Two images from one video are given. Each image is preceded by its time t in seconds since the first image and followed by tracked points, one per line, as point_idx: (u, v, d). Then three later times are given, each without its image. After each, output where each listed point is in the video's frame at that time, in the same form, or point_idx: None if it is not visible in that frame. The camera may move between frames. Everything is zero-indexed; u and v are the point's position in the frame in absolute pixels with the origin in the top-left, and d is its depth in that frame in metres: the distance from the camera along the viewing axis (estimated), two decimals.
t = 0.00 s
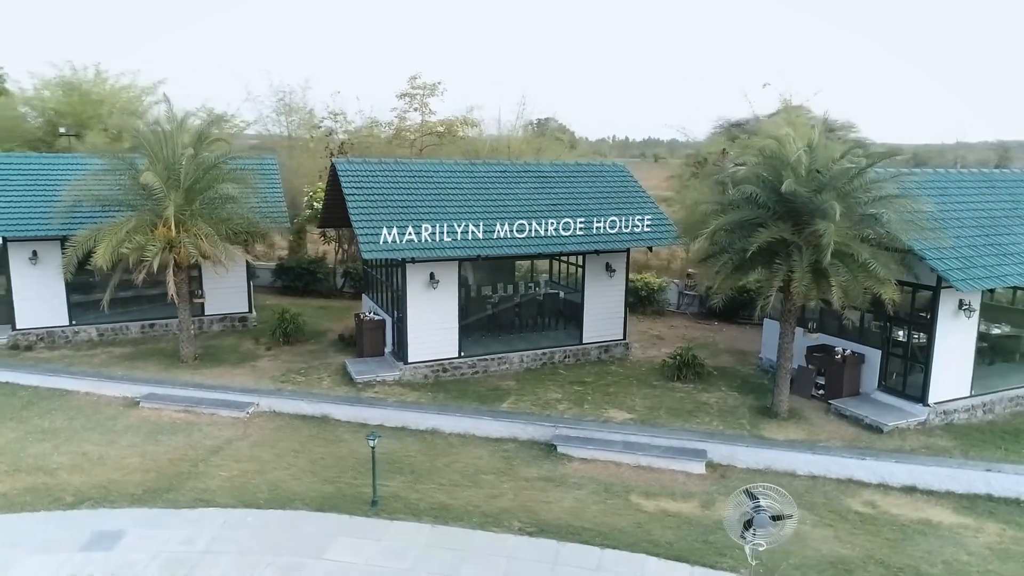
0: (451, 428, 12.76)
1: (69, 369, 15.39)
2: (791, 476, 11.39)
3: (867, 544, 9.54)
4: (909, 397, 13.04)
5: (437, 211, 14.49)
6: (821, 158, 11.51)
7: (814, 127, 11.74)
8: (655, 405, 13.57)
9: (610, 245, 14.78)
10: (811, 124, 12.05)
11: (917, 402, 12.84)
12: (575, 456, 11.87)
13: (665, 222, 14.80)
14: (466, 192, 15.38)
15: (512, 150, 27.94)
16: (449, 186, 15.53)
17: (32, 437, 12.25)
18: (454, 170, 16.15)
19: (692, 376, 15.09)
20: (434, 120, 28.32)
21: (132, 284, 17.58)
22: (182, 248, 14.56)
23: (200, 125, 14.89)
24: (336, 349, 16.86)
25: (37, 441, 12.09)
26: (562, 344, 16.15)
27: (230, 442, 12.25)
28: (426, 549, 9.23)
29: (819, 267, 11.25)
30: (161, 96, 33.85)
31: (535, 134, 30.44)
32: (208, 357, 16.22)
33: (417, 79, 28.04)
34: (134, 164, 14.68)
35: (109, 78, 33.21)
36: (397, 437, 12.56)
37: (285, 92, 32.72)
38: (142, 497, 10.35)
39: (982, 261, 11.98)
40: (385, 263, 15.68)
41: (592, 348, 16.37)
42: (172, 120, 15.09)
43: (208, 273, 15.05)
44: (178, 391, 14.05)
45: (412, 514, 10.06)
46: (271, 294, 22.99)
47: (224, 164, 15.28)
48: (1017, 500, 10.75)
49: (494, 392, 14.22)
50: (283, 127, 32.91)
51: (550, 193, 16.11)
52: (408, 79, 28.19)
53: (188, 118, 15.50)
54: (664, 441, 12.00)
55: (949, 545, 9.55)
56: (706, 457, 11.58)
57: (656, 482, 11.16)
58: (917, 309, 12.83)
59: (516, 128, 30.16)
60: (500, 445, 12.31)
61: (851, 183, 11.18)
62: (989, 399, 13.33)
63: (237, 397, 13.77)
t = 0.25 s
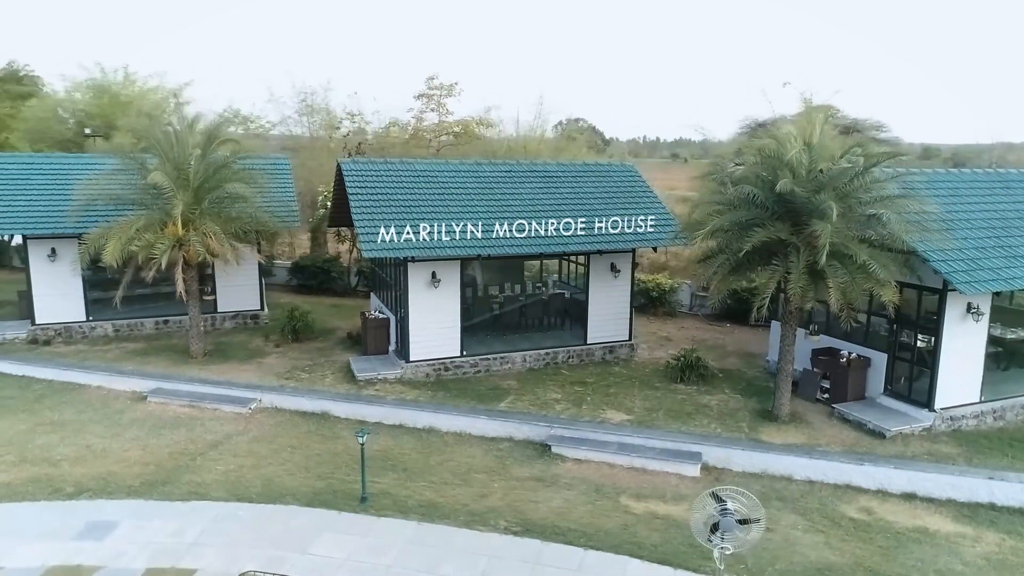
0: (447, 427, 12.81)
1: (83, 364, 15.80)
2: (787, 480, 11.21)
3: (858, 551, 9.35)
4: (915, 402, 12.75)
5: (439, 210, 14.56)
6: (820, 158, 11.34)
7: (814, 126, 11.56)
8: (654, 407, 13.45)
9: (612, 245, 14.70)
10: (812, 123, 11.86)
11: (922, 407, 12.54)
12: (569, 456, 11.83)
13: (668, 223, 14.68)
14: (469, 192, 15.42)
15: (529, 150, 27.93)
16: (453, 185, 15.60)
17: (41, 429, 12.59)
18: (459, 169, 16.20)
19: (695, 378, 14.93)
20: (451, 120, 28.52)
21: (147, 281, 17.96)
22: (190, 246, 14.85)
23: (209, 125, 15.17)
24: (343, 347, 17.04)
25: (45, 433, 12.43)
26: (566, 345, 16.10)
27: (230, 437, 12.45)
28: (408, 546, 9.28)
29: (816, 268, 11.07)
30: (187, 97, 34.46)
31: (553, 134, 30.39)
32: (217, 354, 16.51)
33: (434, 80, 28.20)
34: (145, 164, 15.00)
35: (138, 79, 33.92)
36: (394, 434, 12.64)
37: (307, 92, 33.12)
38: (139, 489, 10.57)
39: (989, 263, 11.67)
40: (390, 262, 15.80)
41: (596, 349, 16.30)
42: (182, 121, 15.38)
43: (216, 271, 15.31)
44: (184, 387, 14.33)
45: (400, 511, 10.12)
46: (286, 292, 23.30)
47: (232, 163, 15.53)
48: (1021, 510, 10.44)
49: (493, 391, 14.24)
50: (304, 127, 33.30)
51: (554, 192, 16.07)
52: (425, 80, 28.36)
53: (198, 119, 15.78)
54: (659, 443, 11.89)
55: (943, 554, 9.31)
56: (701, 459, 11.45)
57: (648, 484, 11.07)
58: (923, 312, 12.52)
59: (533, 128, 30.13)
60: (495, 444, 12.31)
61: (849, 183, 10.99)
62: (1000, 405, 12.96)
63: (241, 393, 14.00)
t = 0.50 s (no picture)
0: (443, 425, 12.87)
1: (96, 359, 16.19)
2: (781, 485, 11.04)
3: (846, 558, 9.17)
4: (920, 407, 12.45)
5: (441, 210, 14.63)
6: (817, 157, 11.15)
7: (813, 125, 11.38)
8: (653, 409, 13.34)
9: (613, 246, 14.60)
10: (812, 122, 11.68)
11: (927, 413, 12.23)
12: (561, 457, 11.79)
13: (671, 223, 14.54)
14: (473, 192, 15.46)
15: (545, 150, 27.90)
16: (457, 185, 15.65)
17: (49, 422, 12.94)
18: (464, 169, 16.25)
19: (698, 380, 14.77)
20: (468, 120, 28.66)
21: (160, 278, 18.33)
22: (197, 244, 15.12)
23: (218, 127, 15.44)
24: (349, 344, 17.19)
25: (53, 426, 12.77)
26: (569, 345, 16.05)
27: (229, 432, 12.66)
28: (392, 543, 9.34)
29: (812, 270, 10.88)
30: (212, 99, 35.04)
31: (570, 134, 30.30)
32: (226, 350, 16.78)
33: (451, 81, 28.33)
34: (155, 163, 15.32)
35: (165, 80, 34.60)
36: (389, 432, 12.73)
37: (328, 93, 33.49)
38: (135, 482, 10.81)
39: (994, 266, 11.35)
40: (394, 262, 15.91)
41: (600, 350, 16.21)
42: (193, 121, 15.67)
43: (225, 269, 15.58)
44: (190, 382, 14.60)
45: (386, 508, 10.19)
46: (301, 290, 23.59)
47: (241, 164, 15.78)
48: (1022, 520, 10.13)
49: (492, 391, 14.25)
50: (325, 128, 33.65)
51: (558, 193, 16.02)
52: (442, 80, 28.50)
53: (208, 120, 16.04)
54: (653, 446, 11.79)
55: (935, 563, 9.08)
56: (694, 462, 11.33)
57: (639, 486, 10.98)
58: (929, 316, 12.23)
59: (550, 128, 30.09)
60: (489, 444, 12.33)
61: (846, 182, 10.80)
62: (1010, 412, 12.59)
63: (244, 389, 14.22)
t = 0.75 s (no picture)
0: (429, 424, 12.92)
1: (96, 356, 16.46)
2: (763, 488, 10.94)
3: (822, 563, 9.06)
4: (910, 411, 12.26)
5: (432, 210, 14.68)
6: (801, 158, 11.09)
7: (798, 125, 11.31)
8: (640, 410, 13.28)
9: (604, 246, 14.56)
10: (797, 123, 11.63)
11: (917, 417, 12.05)
12: (544, 457, 11.77)
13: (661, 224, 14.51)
14: (466, 192, 15.50)
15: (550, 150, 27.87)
16: (450, 185, 15.70)
17: (44, 417, 13.19)
18: (458, 169, 16.29)
19: (689, 382, 14.68)
20: (473, 120, 28.77)
21: (162, 277, 18.60)
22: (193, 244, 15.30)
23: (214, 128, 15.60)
24: (344, 343, 17.30)
25: (47, 421, 13.00)
26: (562, 345, 16.02)
27: (218, 429, 12.81)
28: (365, 541, 9.40)
29: (795, 271, 10.77)
30: (224, 100, 35.43)
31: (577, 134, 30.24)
32: (223, 348, 16.98)
33: (457, 81, 28.43)
34: (152, 163, 15.52)
35: (178, 81, 35.05)
36: (375, 431, 12.81)
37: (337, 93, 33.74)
38: (120, 476, 10.97)
39: (985, 267, 11.13)
40: (388, 262, 15.98)
41: (593, 350, 16.16)
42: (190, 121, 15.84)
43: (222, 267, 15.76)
44: (184, 379, 14.80)
45: (364, 506, 10.25)
46: (305, 289, 23.79)
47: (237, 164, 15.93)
48: (1007, 526, 9.94)
49: (482, 390, 14.27)
50: (334, 128, 33.89)
51: (552, 193, 16.00)
52: (448, 80, 28.61)
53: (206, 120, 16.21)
54: (636, 447, 11.74)
55: (912, 568, 8.94)
56: (676, 463, 11.26)
57: (619, 487, 10.93)
58: (919, 318, 12.05)
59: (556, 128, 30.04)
60: (473, 443, 12.35)
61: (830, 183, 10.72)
62: (1004, 416, 12.35)
63: (236, 386, 14.38)
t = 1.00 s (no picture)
0: (412, 423, 12.96)
1: (93, 352, 16.71)
2: (741, 491, 10.82)
3: (791, 567, 8.94)
4: (896, 415, 12.07)
5: (420, 210, 14.74)
6: (782, 159, 10.99)
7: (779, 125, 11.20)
8: (624, 411, 13.20)
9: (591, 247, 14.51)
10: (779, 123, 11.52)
11: (902, 421, 11.85)
12: (522, 457, 11.76)
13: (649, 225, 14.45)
14: (455, 192, 15.53)
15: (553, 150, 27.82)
16: (440, 185, 15.74)
17: (35, 412, 13.41)
18: (449, 169, 16.32)
19: (677, 383, 14.57)
20: (476, 121, 28.80)
21: (161, 275, 18.83)
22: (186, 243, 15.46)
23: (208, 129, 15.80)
24: (338, 341, 17.40)
25: (38, 416, 13.23)
26: (552, 345, 15.98)
27: (204, 426, 12.94)
28: (334, 538, 9.44)
29: (774, 272, 10.66)
30: (235, 100, 35.81)
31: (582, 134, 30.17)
32: (218, 346, 17.15)
33: (461, 81, 28.49)
34: (147, 163, 15.74)
35: (190, 82, 35.48)
36: (358, 430, 12.87)
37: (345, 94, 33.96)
38: (102, 472, 11.13)
39: (970, 269, 10.91)
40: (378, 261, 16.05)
41: (584, 351, 16.10)
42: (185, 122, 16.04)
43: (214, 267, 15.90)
44: (176, 376, 14.97)
45: (337, 504, 10.30)
46: (306, 288, 23.96)
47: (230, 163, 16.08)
48: (987, 533, 9.75)
49: (468, 390, 14.28)
50: (342, 128, 34.11)
51: (542, 193, 15.98)
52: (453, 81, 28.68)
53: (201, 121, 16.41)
54: (615, 448, 11.68)
55: (883, 574, 8.79)
56: (653, 465, 11.19)
57: (595, 488, 10.88)
58: (905, 320, 11.85)
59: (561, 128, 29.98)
60: (454, 442, 12.36)
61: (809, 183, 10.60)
62: (993, 421, 12.10)
63: (226, 384, 14.53)
